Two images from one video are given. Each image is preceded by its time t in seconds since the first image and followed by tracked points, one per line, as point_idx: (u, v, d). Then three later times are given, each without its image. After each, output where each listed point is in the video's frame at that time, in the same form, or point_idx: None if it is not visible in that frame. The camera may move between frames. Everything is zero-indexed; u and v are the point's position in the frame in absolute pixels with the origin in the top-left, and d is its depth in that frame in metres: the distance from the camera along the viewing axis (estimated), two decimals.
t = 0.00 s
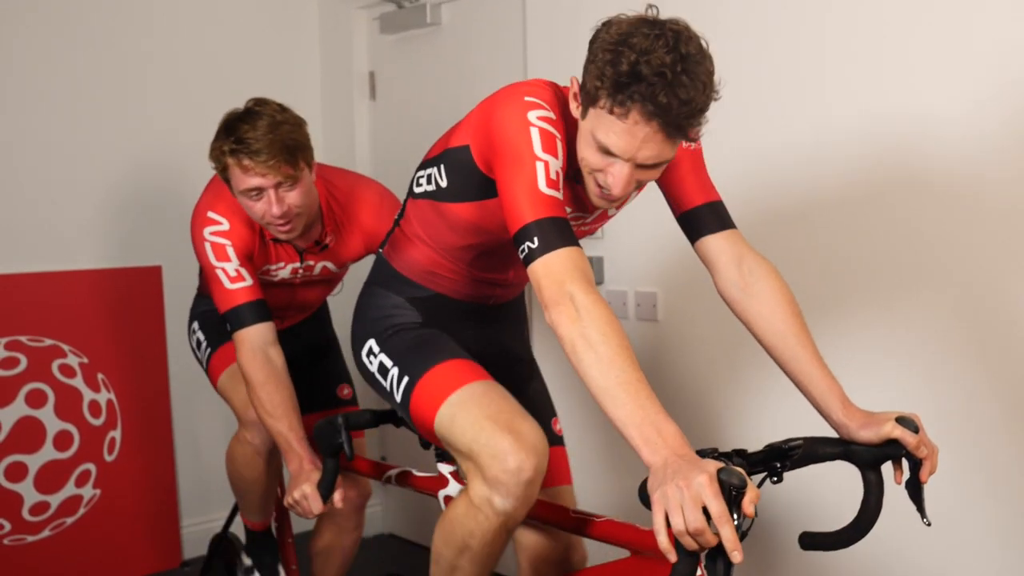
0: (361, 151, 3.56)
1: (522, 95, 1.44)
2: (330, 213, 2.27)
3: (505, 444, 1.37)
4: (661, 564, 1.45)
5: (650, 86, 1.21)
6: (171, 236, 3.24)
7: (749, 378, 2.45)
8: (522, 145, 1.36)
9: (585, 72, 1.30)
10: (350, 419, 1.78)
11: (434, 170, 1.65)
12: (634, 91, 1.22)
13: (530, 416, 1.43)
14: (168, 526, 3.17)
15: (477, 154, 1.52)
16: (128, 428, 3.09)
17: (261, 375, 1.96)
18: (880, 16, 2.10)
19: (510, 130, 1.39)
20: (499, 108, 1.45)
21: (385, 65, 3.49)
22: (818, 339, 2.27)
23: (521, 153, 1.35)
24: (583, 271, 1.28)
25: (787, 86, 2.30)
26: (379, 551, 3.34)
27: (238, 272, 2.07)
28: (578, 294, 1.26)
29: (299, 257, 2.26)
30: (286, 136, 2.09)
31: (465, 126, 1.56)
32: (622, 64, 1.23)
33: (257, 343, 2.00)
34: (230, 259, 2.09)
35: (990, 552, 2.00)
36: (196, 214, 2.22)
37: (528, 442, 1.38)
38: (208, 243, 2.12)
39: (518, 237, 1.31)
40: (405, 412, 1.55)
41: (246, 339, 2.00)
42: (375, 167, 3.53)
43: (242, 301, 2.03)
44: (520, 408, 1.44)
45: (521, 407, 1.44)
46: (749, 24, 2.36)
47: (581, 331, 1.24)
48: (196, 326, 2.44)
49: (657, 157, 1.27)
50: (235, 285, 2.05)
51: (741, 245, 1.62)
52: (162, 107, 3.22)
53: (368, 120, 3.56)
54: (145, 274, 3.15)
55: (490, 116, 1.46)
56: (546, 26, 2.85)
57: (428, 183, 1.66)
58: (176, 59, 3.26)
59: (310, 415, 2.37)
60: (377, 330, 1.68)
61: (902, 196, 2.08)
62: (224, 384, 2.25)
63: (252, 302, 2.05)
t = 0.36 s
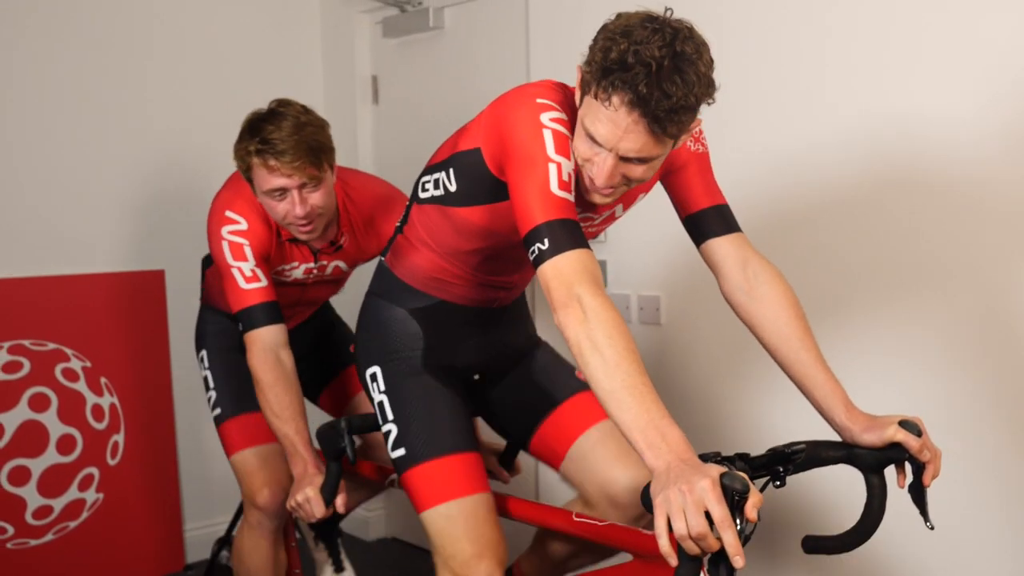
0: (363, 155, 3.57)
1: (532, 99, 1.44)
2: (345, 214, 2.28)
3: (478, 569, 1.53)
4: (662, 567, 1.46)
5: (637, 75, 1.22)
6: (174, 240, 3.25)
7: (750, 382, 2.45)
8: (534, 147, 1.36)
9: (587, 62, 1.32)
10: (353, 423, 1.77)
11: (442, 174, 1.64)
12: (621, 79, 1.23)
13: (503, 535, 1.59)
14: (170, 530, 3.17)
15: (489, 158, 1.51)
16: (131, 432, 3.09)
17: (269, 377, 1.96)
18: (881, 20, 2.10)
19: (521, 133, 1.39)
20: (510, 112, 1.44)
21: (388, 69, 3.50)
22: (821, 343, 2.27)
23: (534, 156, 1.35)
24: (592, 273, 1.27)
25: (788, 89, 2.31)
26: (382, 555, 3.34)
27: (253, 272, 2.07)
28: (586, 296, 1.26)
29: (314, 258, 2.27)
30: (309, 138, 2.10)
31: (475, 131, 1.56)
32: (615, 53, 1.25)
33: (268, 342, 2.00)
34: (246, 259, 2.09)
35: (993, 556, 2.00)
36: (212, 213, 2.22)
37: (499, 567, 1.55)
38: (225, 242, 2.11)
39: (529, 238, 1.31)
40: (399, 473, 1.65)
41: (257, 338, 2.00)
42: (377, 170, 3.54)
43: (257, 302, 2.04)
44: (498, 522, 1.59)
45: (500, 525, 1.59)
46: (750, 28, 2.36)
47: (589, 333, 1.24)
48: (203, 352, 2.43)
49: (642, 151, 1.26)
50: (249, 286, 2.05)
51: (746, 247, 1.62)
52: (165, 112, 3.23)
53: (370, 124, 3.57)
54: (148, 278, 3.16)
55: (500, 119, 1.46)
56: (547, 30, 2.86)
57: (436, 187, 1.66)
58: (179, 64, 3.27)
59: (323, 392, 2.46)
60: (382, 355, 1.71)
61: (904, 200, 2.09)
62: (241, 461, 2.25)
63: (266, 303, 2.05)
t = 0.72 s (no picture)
0: (364, 156, 3.58)
1: (535, 102, 1.43)
2: (350, 215, 2.29)
3: None
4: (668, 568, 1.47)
5: (632, 81, 1.22)
6: (175, 241, 3.25)
7: (750, 385, 2.45)
8: (536, 152, 1.36)
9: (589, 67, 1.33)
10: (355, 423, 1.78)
11: (446, 175, 1.64)
12: (616, 84, 1.23)
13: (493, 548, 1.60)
14: (170, 532, 3.17)
15: (491, 160, 1.51)
16: (131, 433, 3.09)
17: (274, 376, 1.96)
18: (882, 22, 2.10)
19: (525, 135, 1.39)
20: (513, 116, 1.44)
21: (389, 71, 3.50)
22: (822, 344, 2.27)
23: (535, 161, 1.35)
24: (597, 275, 1.28)
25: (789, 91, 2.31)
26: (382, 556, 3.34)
27: (260, 271, 2.07)
28: (591, 298, 1.26)
29: (319, 258, 2.26)
30: (324, 138, 2.10)
31: (479, 133, 1.56)
32: (613, 58, 1.25)
33: (272, 343, 2.00)
34: (254, 258, 2.08)
35: (995, 557, 2.00)
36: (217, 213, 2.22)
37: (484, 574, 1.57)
38: (234, 240, 2.10)
39: (534, 241, 1.31)
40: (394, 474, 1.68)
41: (262, 338, 2.00)
42: (377, 172, 3.54)
43: (263, 302, 2.03)
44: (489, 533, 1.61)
45: (490, 536, 1.61)
46: (750, 30, 2.37)
47: (594, 334, 1.24)
48: (202, 354, 2.43)
49: (635, 158, 1.27)
50: (255, 285, 2.04)
51: (749, 250, 1.62)
52: (166, 113, 3.23)
53: (371, 126, 3.57)
54: (149, 280, 3.16)
55: (503, 123, 1.46)
56: (547, 33, 2.86)
57: (440, 189, 1.66)
58: (179, 65, 3.27)
59: (322, 379, 2.46)
60: (383, 357, 1.71)
61: (904, 202, 2.09)
62: (237, 462, 2.27)
63: (271, 302, 2.05)
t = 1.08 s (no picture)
0: (364, 156, 3.58)
1: (524, 105, 1.44)
2: (351, 214, 2.28)
3: (507, 471, 1.39)
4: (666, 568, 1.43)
5: (605, 93, 1.22)
6: (175, 242, 3.25)
7: (751, 385, 2.45)
8: (527, 153, 1.35)
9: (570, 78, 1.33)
10: (353, 425, 1.78)
11: (442, 176, 1.64)
12: (591, 96, 1.24)
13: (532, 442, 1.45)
14: (171, 532, 3.17)
15: (483, 166, 1.53)
16: (131, 434, 3.09)
17: (273, 377, 1.95)
18: (883, 22, 2.10)
19: (514, 138, 1.39)
20: (502, 119, 1.44)
21: (389, 71, 3.50)
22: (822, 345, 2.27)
23: (526, 162, 1.35)
24: (590, 279, 1.27)
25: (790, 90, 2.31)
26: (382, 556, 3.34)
27: (259, 272, 2.07)
28: (583, 303, 1.26)
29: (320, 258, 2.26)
30: (319, 136, 2.11)
31: (471, 136, 1.57)
32: (588, 69, 1.26)
33: (272, 343, 2.00)
34: (252, 259, 2.09)
35: (996, 558, 1.99)
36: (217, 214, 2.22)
37: (528, 470, 1.40)
38: (231, 241, 2.11)
39: (526, 245, 1.31)
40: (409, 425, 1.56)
41: (261, 338, 2.00)
42: (378, 172, 3.54)
43: (261, 302, 2.03)
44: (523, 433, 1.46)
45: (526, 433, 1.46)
46: (751, 29, 2.36)
47: (587, 337, 1.24)
48: (206, 329, 2.44)
49: (614, 168, 1.26)
50: (254, 286, 2.05)
51: (747, 251, 1.62)
52: (166, 113, 3.23)
53: (372, 127, 3.57)
54: (150, 280, 3.16)
55: (494, 127, 1.46)
56: (547, 33, 2.86)
57: (436, 190, 1.66)
58: (180, 66, 3.27)
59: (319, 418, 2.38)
60: (384, 339, 1.68)
61: (904, 202, 2.09)
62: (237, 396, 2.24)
63: (270, 303, 2.04)
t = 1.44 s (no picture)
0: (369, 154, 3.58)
1: (533, 104, 1.44)
2: (366, 210, 2.30)
3: (515, 510, 1.41)
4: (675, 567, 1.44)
5: (671, 115, 1.20)
6: (181, 240, 3.26)
7: (756, 383, 2.45)
8: (536, 153, 1.36)
9: (607, 85, 1.30)
10: (361, 421, 1.78)
11: (442, 172, 1.64)
12: (652, 118, 1.21)
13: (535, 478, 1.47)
14: (178, 529, 3.18)
15: (488, 162, 1.52)
16: (138, 431, 3.10)
17: (286, 372, 1.95)
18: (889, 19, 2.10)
19: (522, 136, 1.39)
20: (510, 116, 1.44)
21: (394, 69, 3.50)
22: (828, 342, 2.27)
23: (534, 161, 1.35)
24: (595, 277, 1.28)
25: (796, 88, 2.30)
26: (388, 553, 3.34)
27: (276, 268, 2.06)
28: (589, 300, 1.26)
29: (334, 255, 2.28)
30: (352, 126, 2.16)
31: (476, 130, 1.56)
32: (642, 87, 1.22)
33: (284, 339, 1.99)
34: (269, 254, 2.08)
35: (1003, 555, 1.99)
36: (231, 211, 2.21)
37: (534, 507, 1.43)
38: (250, 236, 2.10)
39: (532, 243, 1.31)
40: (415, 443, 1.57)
41: (273, 335, 1.99)
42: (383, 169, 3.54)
43: (274, 298, 2.02)
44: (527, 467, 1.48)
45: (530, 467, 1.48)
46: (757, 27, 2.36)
47: (594, 335, 1.24)
48: (211, 338, 2.44)
49: (669, 181, 1.28)
50: (270, 281, 2.04)
51: (751, 252, 1.62)
52: (171, 112, 3.24)
53: (376, 125, 3.58)
54: (157, 278, 3.17)
55: (501, 123, 1.46)
56: (553, 31, 2.86)
57: (436, 185, 1.66)
58: (185, 64, 3.28)
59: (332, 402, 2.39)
60: (387, 342, 1.69)
61: (911, 199, 2.08)
62: (244, 421, 2.26)
63: (284, 299, 2.04)
